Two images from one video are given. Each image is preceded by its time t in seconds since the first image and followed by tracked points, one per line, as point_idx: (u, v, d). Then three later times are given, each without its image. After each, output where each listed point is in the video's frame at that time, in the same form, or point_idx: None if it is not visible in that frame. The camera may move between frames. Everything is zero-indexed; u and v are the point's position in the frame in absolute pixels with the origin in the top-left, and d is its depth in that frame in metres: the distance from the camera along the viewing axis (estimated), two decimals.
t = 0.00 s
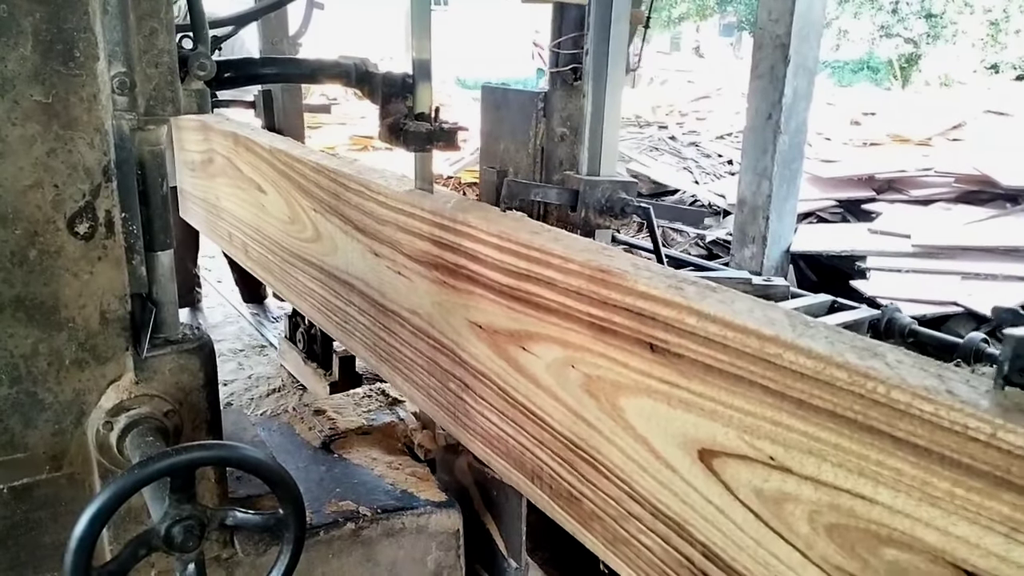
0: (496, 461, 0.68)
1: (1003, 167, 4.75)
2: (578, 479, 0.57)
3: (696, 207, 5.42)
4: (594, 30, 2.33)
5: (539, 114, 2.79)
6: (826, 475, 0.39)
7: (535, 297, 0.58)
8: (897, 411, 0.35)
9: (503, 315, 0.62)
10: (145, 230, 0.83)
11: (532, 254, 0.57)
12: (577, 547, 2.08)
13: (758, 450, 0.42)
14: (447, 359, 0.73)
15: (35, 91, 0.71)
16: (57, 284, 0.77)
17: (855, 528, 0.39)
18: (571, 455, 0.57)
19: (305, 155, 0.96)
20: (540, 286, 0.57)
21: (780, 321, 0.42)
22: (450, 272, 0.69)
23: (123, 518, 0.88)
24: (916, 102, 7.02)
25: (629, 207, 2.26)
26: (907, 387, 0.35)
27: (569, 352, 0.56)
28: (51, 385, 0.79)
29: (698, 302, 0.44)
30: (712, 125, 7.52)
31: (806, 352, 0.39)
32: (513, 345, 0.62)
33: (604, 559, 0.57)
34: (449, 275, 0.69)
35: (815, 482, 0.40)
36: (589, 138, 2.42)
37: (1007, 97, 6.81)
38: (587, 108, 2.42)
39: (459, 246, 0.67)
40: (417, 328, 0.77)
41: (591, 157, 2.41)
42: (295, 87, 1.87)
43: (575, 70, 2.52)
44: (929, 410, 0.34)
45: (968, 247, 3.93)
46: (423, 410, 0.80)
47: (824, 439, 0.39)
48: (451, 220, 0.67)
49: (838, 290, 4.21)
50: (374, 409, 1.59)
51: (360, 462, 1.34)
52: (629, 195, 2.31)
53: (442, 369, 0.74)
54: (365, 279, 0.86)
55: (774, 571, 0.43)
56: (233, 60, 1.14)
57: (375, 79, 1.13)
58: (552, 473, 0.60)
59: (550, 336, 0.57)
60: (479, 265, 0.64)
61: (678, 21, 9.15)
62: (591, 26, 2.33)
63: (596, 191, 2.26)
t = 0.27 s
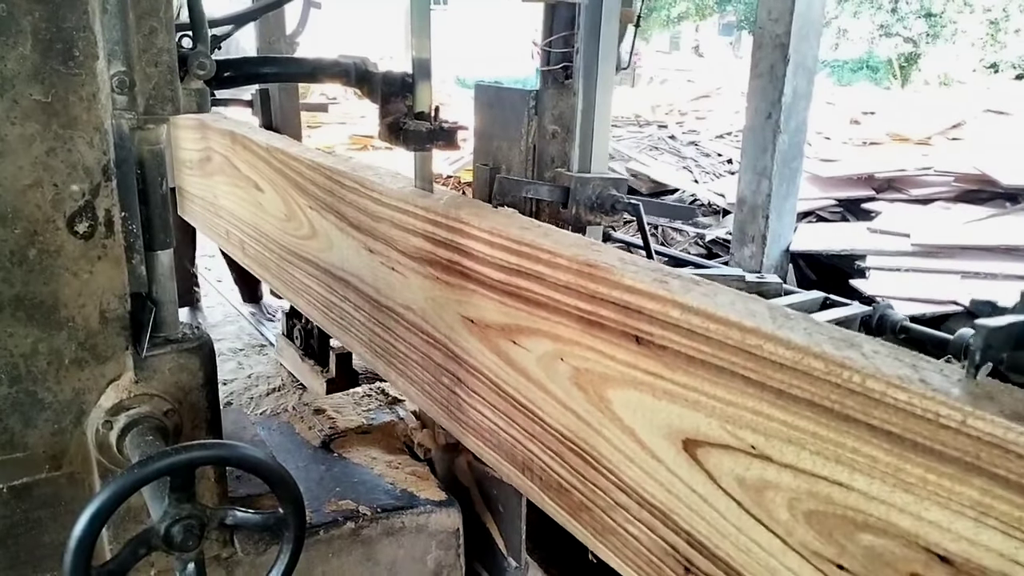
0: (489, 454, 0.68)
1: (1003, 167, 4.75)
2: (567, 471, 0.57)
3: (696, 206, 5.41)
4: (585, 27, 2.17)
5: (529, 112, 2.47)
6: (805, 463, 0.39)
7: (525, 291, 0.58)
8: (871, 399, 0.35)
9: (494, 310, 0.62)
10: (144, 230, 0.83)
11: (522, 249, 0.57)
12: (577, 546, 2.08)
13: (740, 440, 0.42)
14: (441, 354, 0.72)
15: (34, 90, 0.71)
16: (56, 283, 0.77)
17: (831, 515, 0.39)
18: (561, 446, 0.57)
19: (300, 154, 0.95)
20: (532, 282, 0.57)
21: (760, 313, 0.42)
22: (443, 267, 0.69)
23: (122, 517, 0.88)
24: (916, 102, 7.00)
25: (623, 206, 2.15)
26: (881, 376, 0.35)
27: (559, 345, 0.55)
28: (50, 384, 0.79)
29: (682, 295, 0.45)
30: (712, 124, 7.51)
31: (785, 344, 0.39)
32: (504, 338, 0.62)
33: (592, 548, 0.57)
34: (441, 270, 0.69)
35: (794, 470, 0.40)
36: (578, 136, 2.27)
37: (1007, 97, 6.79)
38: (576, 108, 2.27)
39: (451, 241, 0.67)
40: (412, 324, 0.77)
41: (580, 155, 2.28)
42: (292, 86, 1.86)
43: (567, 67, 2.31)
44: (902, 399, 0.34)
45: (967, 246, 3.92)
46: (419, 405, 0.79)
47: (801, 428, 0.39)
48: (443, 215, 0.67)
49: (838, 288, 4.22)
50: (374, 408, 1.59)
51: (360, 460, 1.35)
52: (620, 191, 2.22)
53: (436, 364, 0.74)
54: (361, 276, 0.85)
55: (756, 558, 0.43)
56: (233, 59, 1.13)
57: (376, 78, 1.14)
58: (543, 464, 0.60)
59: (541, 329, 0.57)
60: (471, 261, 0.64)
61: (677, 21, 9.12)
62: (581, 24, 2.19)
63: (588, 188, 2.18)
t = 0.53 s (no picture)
0: (482, 447, 0.68)
1: (1003, 164, 4.74)
2: (558, 462, 0.57)
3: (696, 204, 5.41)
4: (578, 23, 2.18)
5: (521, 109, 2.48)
6: (787, 450, 0.40)
7: (516, 285, 0.58)
8: (852, 388, 0.36)
9: (487, 303, 0.63)
10: (146, 229, 0.83)
11: (513, 243, 0.58)
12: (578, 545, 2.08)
13: (724, 428, 0.43)
14: (435, 348, 0.72)
15: (34, 88, 0.71)
16: (57, 282, 0.77)
17: (812, 501, 0.39)
18: (552, 438, 0.57)
19: (297, 151, 0.96)
20: (525, 276, 0.57)
21: (744, 304, 0.44)
22: (437, 262, 0.69)
23: (124, 516, 0.88)
24: (917, 100, 6.99)
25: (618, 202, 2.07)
26: (857, 364, 0.36)
27: (549, 337, 0.56)
28: (51, 383, 0.79)
29: (669, 288, 0.46)
30: (712, 122, 7.50)
31: (768, 335, 0.40)
32: (496, 332, 0.62)
33: (583, 539, 0.57)
34: (436, 265, 0.70)
35: (777, 459, 0.41)
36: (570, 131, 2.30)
37: (1008, 95, 6.77)
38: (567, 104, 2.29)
39: (445, 236, 0.67)
40: (406, 318, 0.77)
41: (572, 149, 2.30)
42: (289, 83, 1.86)
43: (559, 65, 2.35)
44: (879, 387, 0.35)
45: (969, 244, 3.89)
46: (412, 399, 0.79)
47: (784, 417, 0.40)
48: (437, 211, 0.68)
49: (838, 285, 4.23)
50: (375, 406, 1.59)
51: (361, 459, 1.34)
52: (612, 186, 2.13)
53: (430, 358, 0.74)
54: (358, 271, 0.85)
55: (740, 546, 0.44)
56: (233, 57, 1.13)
57: (375, 76, 1.13)
58: (534, 456, 0.60)
59: (532, 322, 0.57)
60: (465, 255, 0.65)
61: (677, 19, 9.10)
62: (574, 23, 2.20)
63: (583, 183, 2.08)
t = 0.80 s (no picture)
0: (473, 439, 0.72)
1: (1001, 165, 4.75)
2: (548, 454, 0.62)
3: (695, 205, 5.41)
4: (567, 25, 2.24)
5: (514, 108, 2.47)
6: (769, 441, 0.44)
7: (508, 281, 0.62)
8: (830, 379, 0.40)
9: (480, 299, 0.66)
10: (145, 230, 0.83)
11: (506, 241, 0.62)
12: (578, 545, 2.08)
13: (708, 420, 0.47)
14: (428, 344, 0.76)
15: (34, 89, 0.70)
16: (57, 283, 0.76)
17: (794, 491, 0.43)
18: (543, 431, 0.62)
19: (293, 149, 0.96)
20: (517, 273, 0.61)
21: (726, 299, 0.47)
22: (430, 260, 0.73)
23: (124, 517, 0.88)
24: (915, 100, 6.99)
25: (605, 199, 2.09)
26: (835, 356, 0.40)
27: (540, 330, 0.60)
28: (51, 384, 0.79)
29: (655, 284, 0.50)
30: (711, 122, 7.50)
31: (748, 327, 0.43)
32: (488, 328, 0.66)
33: (572, 530, 0.61)
34: (429, 263, 0.73)
35: (759, 449, 0.44)
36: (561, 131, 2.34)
37: (1007, 95, 6.76)
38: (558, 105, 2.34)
39: (439, 235, 0.70)
40: (399, 314, 0.80)
41: (563, 148, 2.36)
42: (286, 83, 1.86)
43: (551, 66, 2.36)
44: (856, 377, 0.39)
45: (967, 244, 3.89)
46: (405, 394, 0.83)
47: (765, 408, 0.43)
48: (431, 210, 0.71)
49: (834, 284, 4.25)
50: (374, 407, 1.58)
51: (360, 459, 1.34)
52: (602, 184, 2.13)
53: (423, 353, 0.77)
54: (354, 271, 0.86)
55: (725, 536, 0.48)
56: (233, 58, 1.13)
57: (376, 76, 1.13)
58: (526, 449, 0.64)
59: (522, 317, 0.62)
60: (459, 252, 0.68)
61: (675, 19, 9.10)
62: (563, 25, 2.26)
63: (574, 181, 2.11)
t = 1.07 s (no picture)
0: (466, 433, 0.72)
1: (1000, 165, 4.75)
2: (538, 446, 0.62)
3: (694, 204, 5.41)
4: (560, 21, 2.14)
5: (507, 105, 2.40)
6: (751, 431, 0.44)
7: (500, 277, 0.63)
8: (809, 369, 0.40)
9: (473, 295, 0.67)
10: (144, 229, 0.83)
11: (499, 236, 0.62)
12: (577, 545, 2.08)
13: (693, 411, 0.47)
14: (422, 339, 0.76)
15: (33, 88, 0.70)
16: (56, 282, 0.76)
17: (774, 478, 0.44)
18: (533, 423, 0.62)
19: (290, 146, 0.96)
20: (508, 268, 0.61)
21: (710, 292, 0.48)
22: (424, 256, 0.73)
23: (123, 516, 0.88)
24: (915, 100, 6.99)
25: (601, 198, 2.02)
26: (815, 347, 0.40)
27: (531, 326, 0.60)
28: (50, 383, 0.79)
29: (641, 278, 0.50)
30: (711, 122, 7.50)
31: (732, 320, 0.44)
32: (480, 323, 0.66)
33: (561, 521, 0.61)
34: (423, 259, 0.73)
35: (741, 439, 0.45)
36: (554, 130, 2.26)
37: (1007, 95, 6.76)
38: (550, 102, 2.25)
39: (433, 232, 0.70)
40: (394, 311, 0.80)
41: (556, 147, 2.27)
42: (282, 82, 1.86)
43: (544, 63, 2.27)
44: (834, 368, 0.39)
45: (967, 243, 3.90)
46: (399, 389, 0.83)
47: (747, 398, 0.44)
48: (424, 207, 0.71)
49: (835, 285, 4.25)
50: (374, 406, 1.58)
51: (359, 459, 1.34)
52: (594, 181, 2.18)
53: (417, 349, 0.77)
54: (348, 268, 0.87)
55: (708, 523, 0.48)
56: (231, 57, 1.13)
57: (376, 76, 1.13)
58: (517, 442, 0.64)
59: (514, 312, 0.62)
60: (452, 249, 0.68)
61: (675, 19, 9.11)
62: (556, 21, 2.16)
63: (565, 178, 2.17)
